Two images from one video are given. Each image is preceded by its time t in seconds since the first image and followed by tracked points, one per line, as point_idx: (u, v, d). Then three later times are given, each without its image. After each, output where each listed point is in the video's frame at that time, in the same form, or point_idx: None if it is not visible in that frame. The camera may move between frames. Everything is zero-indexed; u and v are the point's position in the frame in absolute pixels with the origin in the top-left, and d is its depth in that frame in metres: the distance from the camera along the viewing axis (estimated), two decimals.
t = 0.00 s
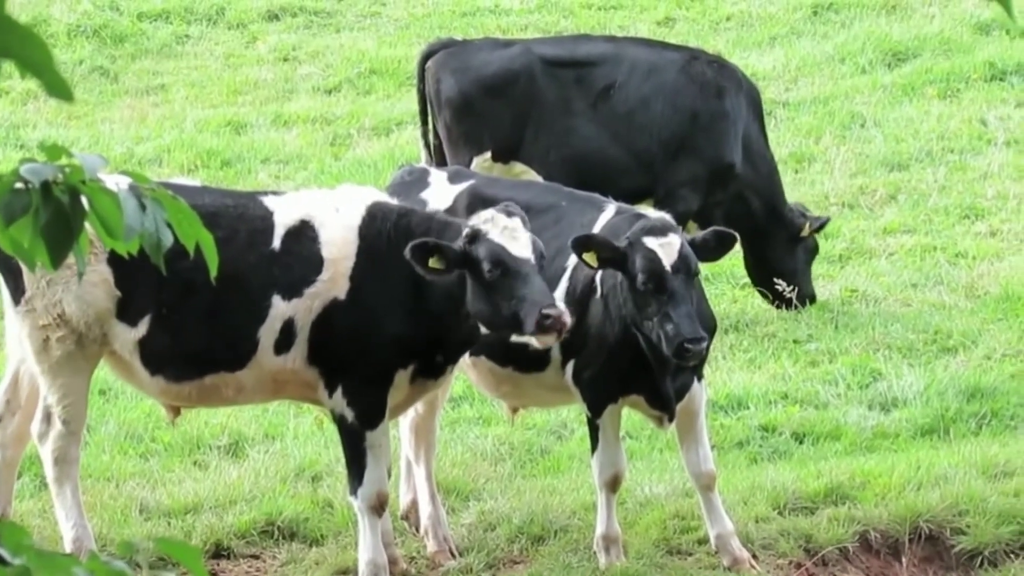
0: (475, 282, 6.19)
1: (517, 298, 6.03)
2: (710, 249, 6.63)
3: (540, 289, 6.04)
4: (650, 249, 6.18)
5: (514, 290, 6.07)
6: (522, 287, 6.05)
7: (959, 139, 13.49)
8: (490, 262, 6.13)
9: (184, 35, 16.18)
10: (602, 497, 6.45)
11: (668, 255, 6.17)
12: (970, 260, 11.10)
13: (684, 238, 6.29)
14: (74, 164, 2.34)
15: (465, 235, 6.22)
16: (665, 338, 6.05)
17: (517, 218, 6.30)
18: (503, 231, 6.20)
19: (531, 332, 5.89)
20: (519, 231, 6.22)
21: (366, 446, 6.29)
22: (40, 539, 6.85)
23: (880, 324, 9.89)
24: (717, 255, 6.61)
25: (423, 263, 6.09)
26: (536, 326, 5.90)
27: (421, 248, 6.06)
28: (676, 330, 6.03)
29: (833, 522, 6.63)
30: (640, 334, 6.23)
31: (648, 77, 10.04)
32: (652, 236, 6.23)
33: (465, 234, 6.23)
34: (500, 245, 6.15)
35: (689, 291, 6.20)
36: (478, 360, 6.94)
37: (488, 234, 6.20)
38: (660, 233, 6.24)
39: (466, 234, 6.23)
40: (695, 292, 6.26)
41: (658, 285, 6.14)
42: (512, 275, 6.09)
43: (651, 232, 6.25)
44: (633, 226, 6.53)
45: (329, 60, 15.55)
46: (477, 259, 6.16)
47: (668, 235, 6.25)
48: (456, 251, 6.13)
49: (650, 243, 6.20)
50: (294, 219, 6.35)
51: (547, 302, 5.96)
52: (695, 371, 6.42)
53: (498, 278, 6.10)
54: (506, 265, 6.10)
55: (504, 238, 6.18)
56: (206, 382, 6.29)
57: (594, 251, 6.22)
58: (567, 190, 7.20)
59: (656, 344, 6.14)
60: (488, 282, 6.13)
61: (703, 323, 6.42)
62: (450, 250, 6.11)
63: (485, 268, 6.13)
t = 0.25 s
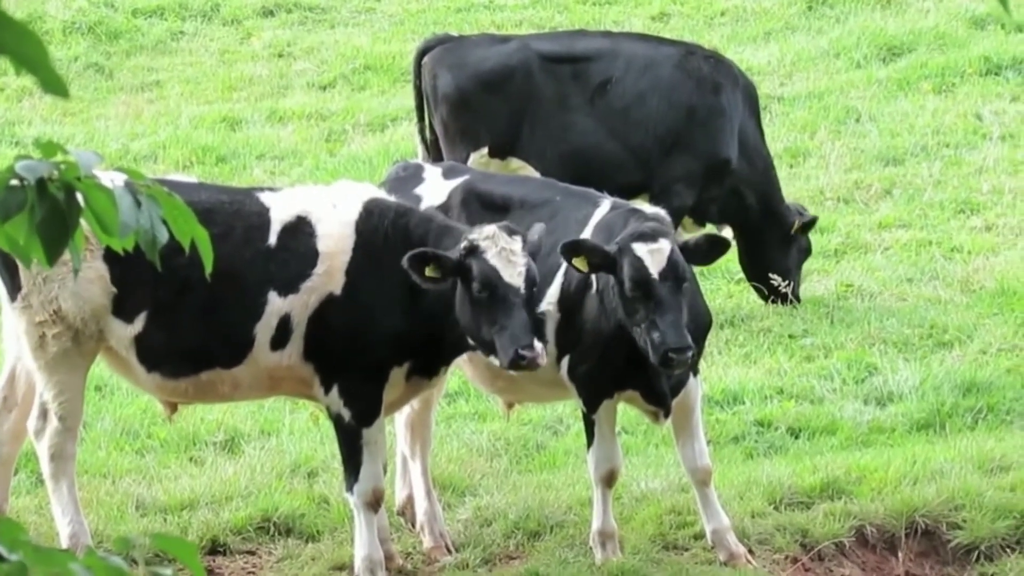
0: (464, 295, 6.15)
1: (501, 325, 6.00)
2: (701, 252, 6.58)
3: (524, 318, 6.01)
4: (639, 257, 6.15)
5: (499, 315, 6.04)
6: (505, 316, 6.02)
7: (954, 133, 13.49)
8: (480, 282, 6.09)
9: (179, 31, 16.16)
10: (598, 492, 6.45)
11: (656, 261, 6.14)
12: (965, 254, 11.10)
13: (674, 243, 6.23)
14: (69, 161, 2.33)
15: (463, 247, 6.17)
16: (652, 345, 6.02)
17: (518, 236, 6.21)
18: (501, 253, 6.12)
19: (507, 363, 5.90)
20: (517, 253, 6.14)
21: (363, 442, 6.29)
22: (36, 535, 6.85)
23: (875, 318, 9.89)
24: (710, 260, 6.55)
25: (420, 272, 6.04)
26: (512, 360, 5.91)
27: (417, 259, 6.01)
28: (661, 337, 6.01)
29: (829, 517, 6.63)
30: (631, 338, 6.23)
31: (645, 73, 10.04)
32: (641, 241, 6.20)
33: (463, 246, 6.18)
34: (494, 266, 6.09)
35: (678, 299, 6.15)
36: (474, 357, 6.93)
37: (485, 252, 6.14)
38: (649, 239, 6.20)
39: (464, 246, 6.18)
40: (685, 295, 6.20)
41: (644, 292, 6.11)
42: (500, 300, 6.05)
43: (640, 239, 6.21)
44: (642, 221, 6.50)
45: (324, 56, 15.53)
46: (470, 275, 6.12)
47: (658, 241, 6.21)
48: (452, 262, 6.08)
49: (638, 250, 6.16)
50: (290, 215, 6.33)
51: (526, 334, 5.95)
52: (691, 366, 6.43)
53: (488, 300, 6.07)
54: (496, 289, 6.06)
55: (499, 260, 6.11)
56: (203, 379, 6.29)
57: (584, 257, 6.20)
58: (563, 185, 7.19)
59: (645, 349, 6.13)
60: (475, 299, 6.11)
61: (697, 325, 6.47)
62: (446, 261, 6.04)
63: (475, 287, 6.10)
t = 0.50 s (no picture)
0: (456, 303, 6.17)
1: (489, 337, 6.03)
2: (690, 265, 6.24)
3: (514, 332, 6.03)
4: (618, 269, 6.16)
5: (489, 327, 6.06)
6: (495, 328, 6.04)
7: (951, 129, 13.50)
8: (473, 292, 6.10)
9: (176, 27, 16.15)
10: (596, 488, 6.45)
11: (634, 274, 6.14)
12: (962, 250, 11.10)
13: (659, 252, 6.21)
14: (65, 157, 2.32)
15: (458, 255, 6.15)
16: (627, 359, 6.05)
17: (514, 245, 6.19)
18: (496, 264, 6.12)
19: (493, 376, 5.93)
20: (512, 264, 6.13)
21: (360, 438, 6.29)
22: (33, 531, 6.85)
23: (872, 314, 9.89)
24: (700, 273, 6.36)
25: (420, 281, 6.05)
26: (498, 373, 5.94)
27: (416, 270, 6.02)
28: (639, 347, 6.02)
29: (826, 513, 6.63)
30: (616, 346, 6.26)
31: (642, 69, 10.03)
32: (623, 253, 6.20)
33: (458, 254, 6.17)
34: (488, 278, 6.09)
35: (656, 314, 6.11)
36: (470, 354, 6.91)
37: (480, 262, 6.13)
38: (632, 251, 6.19)
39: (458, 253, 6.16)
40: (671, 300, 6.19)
41: (620, 303, 6.12)
42: (492, 312, 6.07)
43: (623, 250, 6.21)
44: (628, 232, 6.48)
45: (321, 52, 15.52)
46: (463, 284, 6.12)
47: (640, 253, 6.19)
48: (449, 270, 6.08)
49: (620, 261, 6.16)
50: (289, 211, 6.33)
51: (514, 349, 5.98)
52: (689, 361, 6.44)
53: (479, 309, 6.09)
54: (488, 301, 6.07)
55: (493, 271, 6.11)
56: (201, 375, 6.28)
57: (571, 266, 6.19)
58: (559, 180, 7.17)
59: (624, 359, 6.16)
60: (466, 308, 6.12)
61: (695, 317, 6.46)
62: (442, 270, 6.05)
63: (468, 297, 6.11)
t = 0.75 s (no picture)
0: (454, 310, 6.10)
1: (486, 346, 5.99)
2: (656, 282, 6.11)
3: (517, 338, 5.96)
4: (582, 279, 6.15)
5: (490, 334, 5.99)
6: (497, 336, 5.97)
7: (947, 124, 13.49)
8: (475, 301, 6.03)
9: (173, 20, 16.13)
10: (591, 481, 6.44)
11: (596, 286, 6.11)
12: (958, 244, 11.09)
13: (629, 265, 6.14)
14: (62, 150, 2.32)
15: (457, 262, 6.09)
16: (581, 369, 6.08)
17: (513, 251, 6.12)
18: (496, 270, 6.04)
19: (497, 383, 5.88)
20: (512, 270, 6.05)
21: (356, 431, 6.28)
22: (29, 523, 6.83)
23: (869, 308, 9.90)
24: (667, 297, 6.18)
25: (420, 291, 6.01)
26: (504, 380, 5.89)
27: (417, 279, 5.99)
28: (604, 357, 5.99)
29: (822, 506, 6.63)
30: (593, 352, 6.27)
31: (639, 63, 10.01)
32: (594, 265, 6.17)
33: (457, 261, 6.10)
34: (488, 284, 6.02)
35: (613, 328, 6.06)
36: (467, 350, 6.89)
37: (480, 269, 6.06)
38: (600, 263, 6.17)
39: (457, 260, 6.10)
40: (641, 310, 6.14)
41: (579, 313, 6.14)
42: (493, 319, 5.99)
43: (591, 262, 6.18)
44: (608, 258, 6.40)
45: (317, 45, 15.50)
46: (463, 291, 6.06)
47: (608, 265, 6.15)
48: (450, 276, 6.05)
49: (586, 273, 6.15)
50: (286, 204, 6.32)
51: (517, 354, 5.92)
52: (684, 354, 6.45)
53: (479, 317, 6.02)
54: (489, 309, 6.00)
55: (493, 278, 6.03)
56: (198, 367, 6.28)
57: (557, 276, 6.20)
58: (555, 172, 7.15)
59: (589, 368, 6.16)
60: (466, 316, 6.06)
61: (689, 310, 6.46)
62: (443, 276, 6.02)
63: (470, 305, 6.04)
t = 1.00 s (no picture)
0: (457, 297, 6.06)
1: (489, 336, 5.95)
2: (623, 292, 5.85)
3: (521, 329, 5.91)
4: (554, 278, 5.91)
5: (494, 324, 5.95)
6: (501, 325, 5.92)
7: (946, 101, 13.47)
8: (478, 290, 5.98)
9: None
10: (589, 457, 6.46)
11: (564, 287, 5.86)
12: (957, 222, 11.08)
13: (598, 269, 5.86)
14: (60, 124, 2.32)
15: (460, 251, 6.02)
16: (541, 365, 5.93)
17: (516, 238, 6.05)
18: (499, 258, 5.97)
19: (501, 373, 5.85)
20: (515, 258, 5.98)
21: (355, 406, 6.29)
22: (27, 497, 6.84)
23: (867, 285, 9.90)
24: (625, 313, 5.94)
25: (422, 278, 5.98)
26: (507, 370, 5.86)
27: (419, 266, 5.96)
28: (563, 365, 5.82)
29: (820, 482, 6.65)
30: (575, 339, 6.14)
31: (636, 40, 9.98)
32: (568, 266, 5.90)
33: (460, 249, 6.03)
34: (491, 273, 5.95)
35: (575, 333, 5.84)
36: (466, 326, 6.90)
37: (483, 257, 5.99)
38: (573, 264, 5.89)
39: (460, 248, 6.03)
40: (609, 317, 5.88)
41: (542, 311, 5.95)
42: (496, 309, 5.94)
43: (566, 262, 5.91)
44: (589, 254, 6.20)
45: (316, 22, 15.47)
46: (467, 281, 6.00)
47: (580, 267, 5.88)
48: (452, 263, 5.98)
49: (558, 273, 5.89)
50: (286, 180, 6.31)
51: (522, 344, 5.89)
52: (682, 331, 6.41)
53: (482, 305, 5.97)
54: (492, 298, 5.94)
55: (497, 266, 5.96)
56: (197, 342, 6.28)
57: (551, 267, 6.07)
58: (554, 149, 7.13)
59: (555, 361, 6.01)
60: (469, 304, 6.01)
61: (685, 288, 6.38)
62: (445, 263, 5.97)
63: (473, 293, 5.99)
